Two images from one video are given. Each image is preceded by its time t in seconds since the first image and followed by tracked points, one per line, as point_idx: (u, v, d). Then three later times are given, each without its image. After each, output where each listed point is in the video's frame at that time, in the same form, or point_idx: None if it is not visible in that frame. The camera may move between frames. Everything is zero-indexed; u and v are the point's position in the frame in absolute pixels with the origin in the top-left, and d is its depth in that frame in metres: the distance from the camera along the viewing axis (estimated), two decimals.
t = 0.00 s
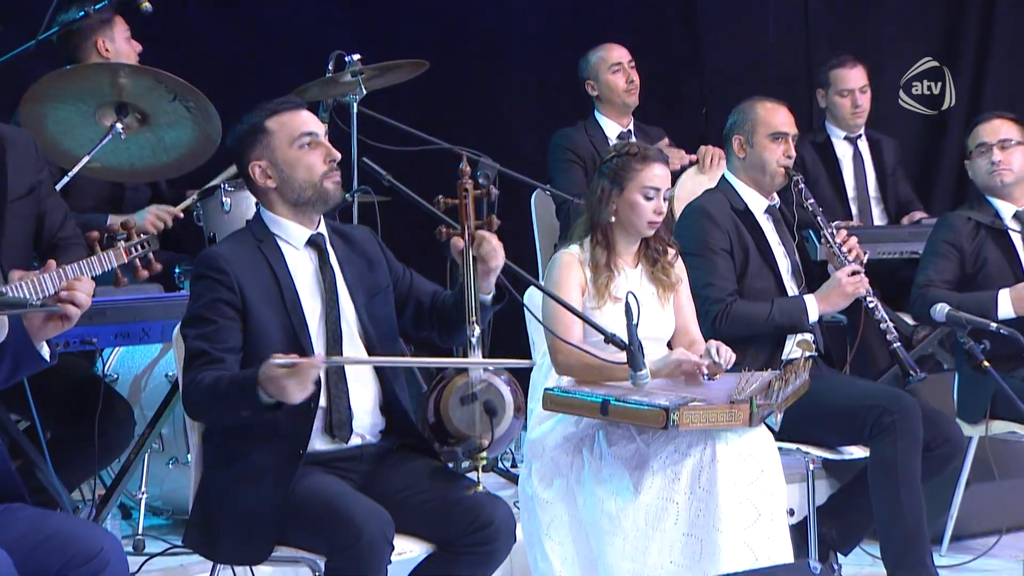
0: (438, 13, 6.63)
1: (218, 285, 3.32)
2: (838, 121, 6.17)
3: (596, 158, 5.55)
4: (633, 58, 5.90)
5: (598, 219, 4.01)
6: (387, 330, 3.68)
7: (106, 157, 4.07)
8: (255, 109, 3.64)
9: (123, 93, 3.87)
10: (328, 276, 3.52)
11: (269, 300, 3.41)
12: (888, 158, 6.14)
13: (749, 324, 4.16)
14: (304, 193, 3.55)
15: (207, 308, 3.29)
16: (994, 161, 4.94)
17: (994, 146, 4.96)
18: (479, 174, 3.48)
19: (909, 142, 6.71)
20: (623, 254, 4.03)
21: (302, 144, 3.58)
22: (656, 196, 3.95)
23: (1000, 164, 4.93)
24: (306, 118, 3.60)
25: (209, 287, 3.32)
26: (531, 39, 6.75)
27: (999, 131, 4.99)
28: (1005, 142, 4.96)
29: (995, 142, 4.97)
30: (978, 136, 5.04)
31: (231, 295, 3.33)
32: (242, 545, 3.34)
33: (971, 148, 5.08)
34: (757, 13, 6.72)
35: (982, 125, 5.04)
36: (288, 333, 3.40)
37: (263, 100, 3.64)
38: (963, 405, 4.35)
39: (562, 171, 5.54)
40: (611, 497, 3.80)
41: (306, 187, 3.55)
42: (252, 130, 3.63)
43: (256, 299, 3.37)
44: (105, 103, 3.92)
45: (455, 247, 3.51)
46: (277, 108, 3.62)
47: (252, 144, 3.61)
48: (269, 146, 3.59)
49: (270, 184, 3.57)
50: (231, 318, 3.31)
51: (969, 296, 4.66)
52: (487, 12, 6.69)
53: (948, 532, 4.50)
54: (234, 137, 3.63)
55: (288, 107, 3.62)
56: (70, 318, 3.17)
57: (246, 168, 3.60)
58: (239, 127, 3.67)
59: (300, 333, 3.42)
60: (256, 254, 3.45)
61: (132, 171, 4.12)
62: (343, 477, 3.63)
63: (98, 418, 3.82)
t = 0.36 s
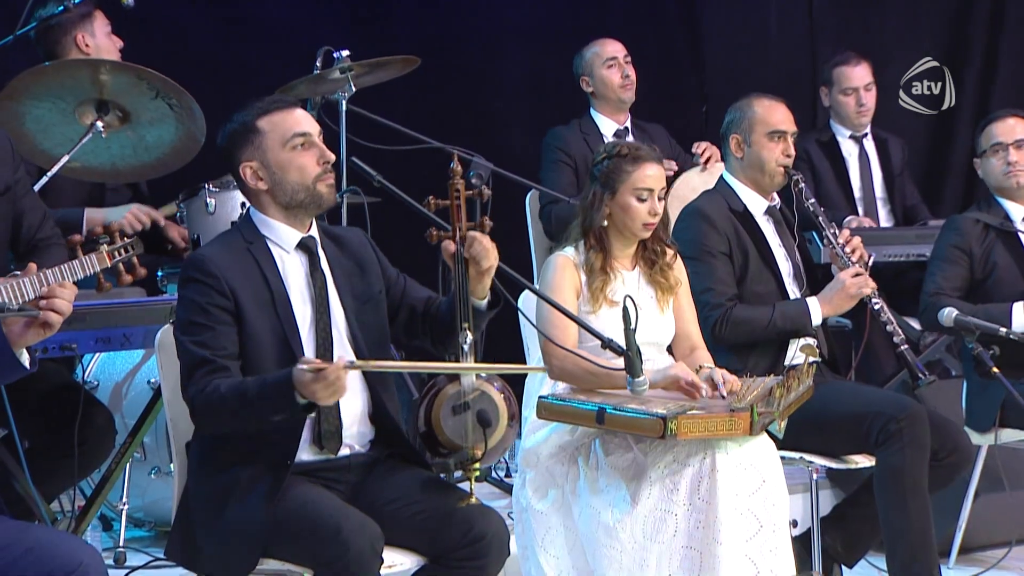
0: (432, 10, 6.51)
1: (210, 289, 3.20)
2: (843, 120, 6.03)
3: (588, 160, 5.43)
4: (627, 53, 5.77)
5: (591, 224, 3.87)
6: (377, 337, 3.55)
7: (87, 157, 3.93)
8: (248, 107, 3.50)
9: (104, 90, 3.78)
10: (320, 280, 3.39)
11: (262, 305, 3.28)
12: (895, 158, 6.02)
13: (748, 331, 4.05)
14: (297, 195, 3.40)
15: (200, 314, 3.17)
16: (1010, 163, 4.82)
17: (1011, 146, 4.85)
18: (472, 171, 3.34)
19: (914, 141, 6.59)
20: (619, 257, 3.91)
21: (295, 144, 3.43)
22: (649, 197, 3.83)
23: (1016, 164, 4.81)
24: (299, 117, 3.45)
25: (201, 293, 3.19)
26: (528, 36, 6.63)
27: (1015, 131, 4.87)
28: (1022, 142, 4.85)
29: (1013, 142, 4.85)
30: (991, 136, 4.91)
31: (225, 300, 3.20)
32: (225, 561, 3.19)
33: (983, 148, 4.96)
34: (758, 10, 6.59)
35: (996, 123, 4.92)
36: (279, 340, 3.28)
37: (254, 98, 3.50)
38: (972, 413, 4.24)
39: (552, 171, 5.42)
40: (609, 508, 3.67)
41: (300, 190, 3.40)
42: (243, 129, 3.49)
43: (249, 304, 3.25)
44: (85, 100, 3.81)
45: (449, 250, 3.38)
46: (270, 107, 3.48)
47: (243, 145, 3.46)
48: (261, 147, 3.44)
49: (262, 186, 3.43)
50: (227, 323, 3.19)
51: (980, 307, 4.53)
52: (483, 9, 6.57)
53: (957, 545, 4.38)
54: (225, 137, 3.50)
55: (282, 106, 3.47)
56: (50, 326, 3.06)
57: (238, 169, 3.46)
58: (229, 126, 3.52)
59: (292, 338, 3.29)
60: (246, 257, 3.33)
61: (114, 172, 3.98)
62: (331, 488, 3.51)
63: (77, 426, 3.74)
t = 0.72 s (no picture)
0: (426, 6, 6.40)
1: (193, 295, 3.08)
2: (847, 117, 5.90)
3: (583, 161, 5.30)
4: (618, 48, 5.65)
5: (587, 220, 3.76)
6: (367, 343, 3.45)
7: (67, 156, 3.81)
8: (236, 104, 3.37)
9: (84, 87, 3.66)
10: (307, 285, 3.28)
11: (247, 311, 3.16)
12: (902, 157, 5.90)
13: (748, 336, 3.93)
14: (285, 198, 3.29)
15: (181, 322, 3.05)
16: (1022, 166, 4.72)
17: None
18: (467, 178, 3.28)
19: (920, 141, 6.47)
20: (616, 260, 3.79)
21: (284, 145, 3.32)
22: (648, 197, 3.71)
23: None
24: (289, 117, 3.33)
25: (184, 298, 3.08)
26: (525, 33, 6.51)
27: None
28: None
29: None
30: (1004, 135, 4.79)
31: (209, 306, 3.08)
32: None
33: (991, 148, 4.85)
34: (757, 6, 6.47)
35: (1009, 122, 4.80)
36: (267, 347, 3.17)
37: (243, 95, 3.38)
38: (980, 420, 4.12)
39: (547, 175, 5.28)
40: (606, 519, 3.55)
41: (287, 193, 3.30)
42: (230, 127, 3.37)
43: (235, 310, 3.13)
44: (65, 97, 3.69)
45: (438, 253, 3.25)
46: (260, 105, 3.35)
47: (229, 144, 3.35)
48: (249, 146, 3.32)
49: (248, 187, 3.32)
50: (210, 330, 3.07)
51: (989, 313, 4.42)
52: (478, 6, 6.46)
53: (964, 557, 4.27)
54: (210, 136, 3.38)
55: (272, 104, 3.35)
56: (29, 331, 3.07)
57: (224, 169, 3.34)
58: (216, 123, 3.40)
59: (279, 344, 3.18)
60: (232, 261, 3.21)
61: (94, 171, 3.87)
62: (318, 498, 3.40)
63: (56, 435, 3.67)
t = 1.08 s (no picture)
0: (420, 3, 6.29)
1: (169, 302, 2.97)
2: (848, 117, 5.78)
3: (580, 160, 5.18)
4: (622, 45, 5.53)
5: (584, 223, 3.65)
6: (354, 348, 3.34)
7: (44, 155, 3.74)
8: (214, 103, 3.27)
9: (61, 84, 3.55)
10: (291, 289, 3.17)
11: (226, 315, 3.05)
12: (908, 157, 5.77)
13: (750, 339, 3.82)
14: (268, 199, 3.19)
15: (157, 330, 2.94)
16: None
17: None
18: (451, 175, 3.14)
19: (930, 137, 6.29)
20: (613, 263, 3.67)
21: (266, 145, 3.22)
22: (646, 200, 3.59)
23: None
24: (270, 116, 3.23)
25: (160, 305, 2.97)
26: (521, 30, 6.40)
27: None
28: None
29: None
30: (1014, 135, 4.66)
31: (185, 313, 2.97)
32: None
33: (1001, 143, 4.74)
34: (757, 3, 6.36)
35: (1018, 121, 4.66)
36: (247, 352, 3.05)
37: (223, 93, 3.27)
38: (990, 428, 4.02)
39: (537, 171, 5.17)
40: (601, 530, 3.44)
41: (269, 193, 3.19)
42: (209, 126, 3.27)
43: (214, 316, 3.02)
44: (43, 94, 3.59)
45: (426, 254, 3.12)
46: (238, 103, 3.25)
47: (210, 143, 3.25)
48: (230, 146, 3.23)
49: (229, 188, 3.21)
50: (186, 340, 2.95)
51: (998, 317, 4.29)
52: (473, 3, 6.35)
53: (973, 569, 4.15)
54: (188, 135, 3.28)
55: (252, 103, 3.25)
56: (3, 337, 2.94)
57: (204, 169, 3.25)
58: (194, 122, 3.30)
59: (262, 351, 3.07)
60: (211, 266, 3.09)
61: (73, 171, 3.80)
62: (304, 509, 3.27)
63: (34, 442, 3.57)
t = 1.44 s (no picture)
0: None
1: (140, 306, 2.87)
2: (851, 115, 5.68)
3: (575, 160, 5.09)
4: (618, 40, 5.41)
5: (581, 228, 3.53)
6: (339, 352, 3.25)
7: (21, 153, 3.65)
8: (189, 100, 3.17)
9: (39, 80, 3.45)
10: (271, 294, 3.06)
11: (201, 321, 2.95)
12: (913, 156, 5.68)
13: (753, 341, 3.71)
14: (245, 199, 3.10)
15: (125, 334, 2.84)
16: None
17: None
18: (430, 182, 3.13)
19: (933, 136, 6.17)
20: (611, 265, 3.56)
21: (242, 143, 3.14)
22: (652, 206, 3.48)
23: None
24: (245, 113, 3.14)
25: (129, 308, 2.87)
26: (517, 28, 6.30)
27: None
28: None
29: None
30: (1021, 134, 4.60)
31: (156, 318, 2.87)
32: None
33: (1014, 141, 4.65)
34: None
35: None
36: (224, 358, 2.94)
37: (197, 91, 3.17)
38: (998, 433, 3.91)
39: (534, 170, 5.07)
40: (597, 540, 3.34)
41: (246, 193, 3.10)
42: (183, 125, 3.17)
43: (187, 322, 2.91)
44: (20, 91, 3.49)
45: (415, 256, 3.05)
46: (212, 100, 3.15)
47: (184, 142, 3.15)
48: (204, 145, 3.13)
49: (204, 188, 3.12)
50: (155, 346, 2.85)
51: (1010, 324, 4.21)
52: None
53: None
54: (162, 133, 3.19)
55: (226, 100, 3.15)
56: None
57: (179, 169, 3.15)
58: (168, 120, 3.20)
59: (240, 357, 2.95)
60: (187, 269, 2.99)
61: (51, 170, 3.70)
62: (290, 519, 3.16)
63: (10, 450, 3.46)
